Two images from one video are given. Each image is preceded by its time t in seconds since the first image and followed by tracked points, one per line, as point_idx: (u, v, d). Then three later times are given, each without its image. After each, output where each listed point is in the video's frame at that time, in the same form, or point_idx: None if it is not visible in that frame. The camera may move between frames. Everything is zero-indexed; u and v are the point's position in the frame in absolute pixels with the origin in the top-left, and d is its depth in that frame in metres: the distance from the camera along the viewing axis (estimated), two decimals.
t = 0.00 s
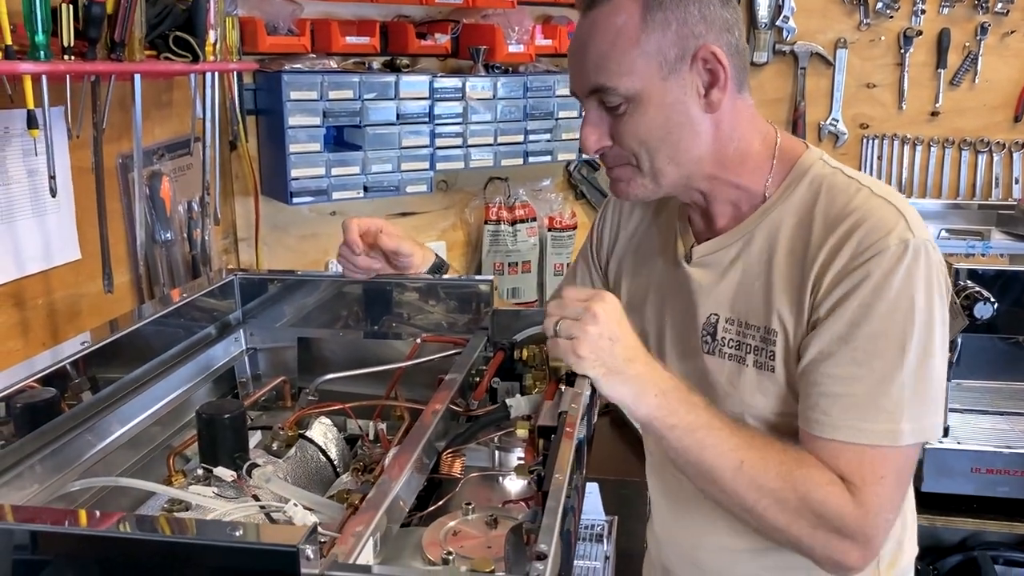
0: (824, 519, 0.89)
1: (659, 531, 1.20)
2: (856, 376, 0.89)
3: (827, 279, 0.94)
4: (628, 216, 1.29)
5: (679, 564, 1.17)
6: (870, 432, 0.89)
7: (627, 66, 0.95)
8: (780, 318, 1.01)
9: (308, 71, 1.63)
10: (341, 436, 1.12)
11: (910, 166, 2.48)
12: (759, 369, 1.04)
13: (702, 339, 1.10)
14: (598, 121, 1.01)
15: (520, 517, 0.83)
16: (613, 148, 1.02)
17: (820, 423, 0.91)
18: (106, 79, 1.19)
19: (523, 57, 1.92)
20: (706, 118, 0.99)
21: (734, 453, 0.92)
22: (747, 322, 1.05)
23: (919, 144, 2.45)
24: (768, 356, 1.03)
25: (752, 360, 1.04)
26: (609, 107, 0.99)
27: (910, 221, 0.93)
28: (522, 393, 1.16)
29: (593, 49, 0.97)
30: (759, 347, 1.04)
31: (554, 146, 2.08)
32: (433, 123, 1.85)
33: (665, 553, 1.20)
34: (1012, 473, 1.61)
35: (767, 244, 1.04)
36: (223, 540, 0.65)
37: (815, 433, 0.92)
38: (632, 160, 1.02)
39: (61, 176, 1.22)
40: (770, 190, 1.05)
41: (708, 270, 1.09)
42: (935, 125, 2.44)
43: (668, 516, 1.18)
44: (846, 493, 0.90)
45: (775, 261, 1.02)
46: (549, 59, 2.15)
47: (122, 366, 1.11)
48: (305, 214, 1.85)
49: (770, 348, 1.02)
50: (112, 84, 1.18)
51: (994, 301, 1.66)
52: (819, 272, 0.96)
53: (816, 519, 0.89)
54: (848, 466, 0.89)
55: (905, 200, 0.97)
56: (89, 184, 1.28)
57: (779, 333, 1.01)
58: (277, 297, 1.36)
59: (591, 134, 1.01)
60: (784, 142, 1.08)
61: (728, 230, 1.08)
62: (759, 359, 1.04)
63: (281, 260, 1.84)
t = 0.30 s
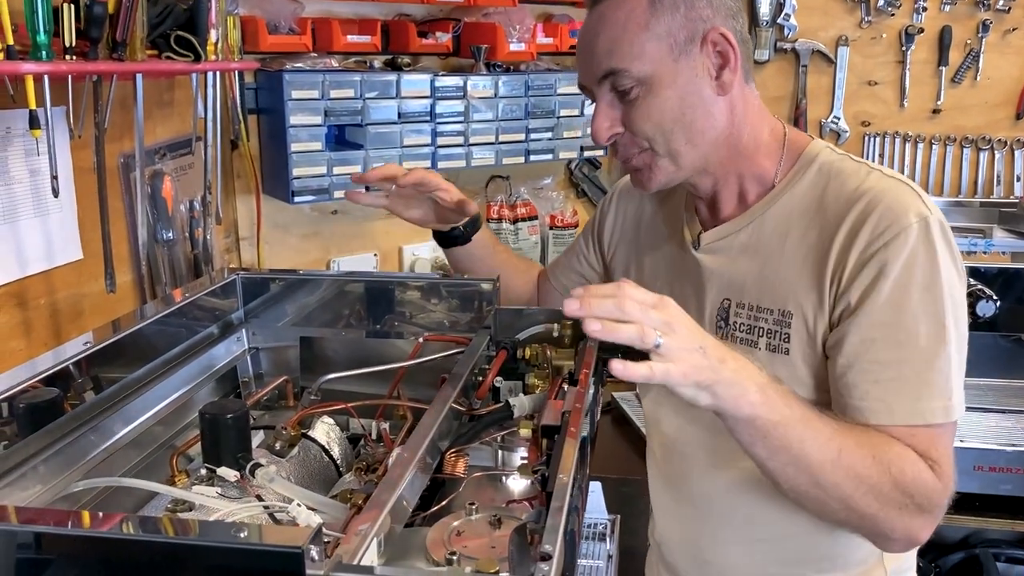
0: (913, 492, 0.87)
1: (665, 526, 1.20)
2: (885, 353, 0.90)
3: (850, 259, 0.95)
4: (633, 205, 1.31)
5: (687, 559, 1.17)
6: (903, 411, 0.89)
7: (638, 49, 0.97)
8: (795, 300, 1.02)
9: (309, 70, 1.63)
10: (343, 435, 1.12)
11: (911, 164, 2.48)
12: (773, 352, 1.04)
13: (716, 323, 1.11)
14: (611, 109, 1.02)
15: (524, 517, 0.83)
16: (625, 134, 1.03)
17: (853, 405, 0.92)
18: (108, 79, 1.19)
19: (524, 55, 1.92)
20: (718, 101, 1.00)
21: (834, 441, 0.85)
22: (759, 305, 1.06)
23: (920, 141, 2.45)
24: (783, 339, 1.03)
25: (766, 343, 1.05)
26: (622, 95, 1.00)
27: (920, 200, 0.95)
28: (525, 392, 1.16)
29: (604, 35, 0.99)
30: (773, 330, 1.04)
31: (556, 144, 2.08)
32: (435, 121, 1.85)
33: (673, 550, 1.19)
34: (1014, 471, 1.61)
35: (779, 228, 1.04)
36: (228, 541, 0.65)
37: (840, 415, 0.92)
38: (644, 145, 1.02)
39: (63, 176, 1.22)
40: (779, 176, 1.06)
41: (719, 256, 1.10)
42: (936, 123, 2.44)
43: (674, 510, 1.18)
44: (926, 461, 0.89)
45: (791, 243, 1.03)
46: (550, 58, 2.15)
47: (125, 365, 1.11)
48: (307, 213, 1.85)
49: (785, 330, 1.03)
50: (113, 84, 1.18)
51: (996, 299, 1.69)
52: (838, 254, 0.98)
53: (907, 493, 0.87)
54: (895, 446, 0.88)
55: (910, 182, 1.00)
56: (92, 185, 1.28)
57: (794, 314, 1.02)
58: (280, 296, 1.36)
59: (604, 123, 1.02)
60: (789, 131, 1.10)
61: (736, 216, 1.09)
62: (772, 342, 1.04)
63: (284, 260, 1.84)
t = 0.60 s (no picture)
0: (917, 485, 0.88)
1: (667, 524, 1.20)
2: (893, 350, 0.90)
3: (859, 256, 0.96)
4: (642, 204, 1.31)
5: (691, 557, 1.17)
6: (911, 408, 0.90)
7: (654, 45, 0.98)
8: (803, 297, 1.02)
9: (310, 72, 1.63)
10: (345, 436, 1.12)
11: (911, 163, 2.48)
12: (779, 349, 1.04)
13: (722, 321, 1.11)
14: (624, 105, 1.02)
15: (525, 517, 0.83)
16: (636, 132, 1.03)
17: (861, 402, 0.92)
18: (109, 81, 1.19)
19: (525, 57, 1.93)
20: (730, 101, 1.02)
21: (839, 429, 0.86)
22: (766, 302, 1.06)
23: (920, 141, 2.45)
24: (790, 336, 1.03)
25: (773, 339, 1.05)
26: (636, 91, 1.01)
27: (929, 199, 0.96)
28: (526, 392, 1.16)
29: (619, 31, 0.99)
30: (781, 327, 1.04)
31: (557, 144, 2.08)
32: (436, 122, 1.85)
33: (676, 549, 1.19)
34: (1014, 470, 1.62)
35: (787, 226, 1.05)
36: (232, 542, 0.65)
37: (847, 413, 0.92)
38: (655, 143, 1.03)
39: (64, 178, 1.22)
40: (787, 176, 1.07)
41: (726, 253, 1.10)
42: (936, 122, 2.44)
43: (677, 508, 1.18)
44: (932, 456, 0.90)
45: (799, 241, 1.03)
46: (550, 58, 2.15)
47: (128, 367, 1.11)
48: (308, 214, 1.86)
49: (793, 327, 1.03)
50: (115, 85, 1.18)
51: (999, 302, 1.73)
52: (846, 252, 0.98)
53: (910, 485, 0.88)
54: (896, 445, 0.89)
55: (918, 182, 1.00)
56: (94, 187, 1.28)
57: (802, 311, 1.02)
58: (281, 297, 1.36)
59: (616, 118, 1.02)
60: (797, 132, 1.10)
61: (742, 215, 1.09)
62: (779, 339, 1.04)
63: (285, 260, 1.84)
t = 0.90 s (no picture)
0: (925, 488, 0.89)
1: (673, 525, 1.20)
2: (910, 353, 0.91)
3: (875, 260, 0.96)
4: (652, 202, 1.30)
5: (695, 559, 1.17)
6: (929, 410, 0.90)
7: (680, 38, 0.97)
8: (818, 299, 1.02)
9: (312, 75, 1.63)
10: (348, 438, 1.13)
11: (911, 165, 2.49)
12: (794, 351, 1.05)
13: (735, 323, 1.11)
14: (646, 98, 1.02)
15: (529, 519, 0.84)
16: (658, 125, 1.02)
17: (876, 405, 0.93)
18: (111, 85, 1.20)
19: (527, 58, 1.92)
20: (753, 97, 1.02)
21: (845, 441, 0.88)
22: (780, 304, 1.06)
23: (920, 142, 2.46)
24: (805, 338, 1.03)
25: (787, 342, 1.05)
26: (659, 84, 1.00)
27: (944, 204, 0.96)
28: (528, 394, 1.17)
29: (645, 22, 0.98)
30: (795, 329, 1.04)
31: (557, 146, 2.09)
32: (437, 125, 1.85)
33: (684, 551, 1.19)
34: (1015, 471, 1.62)
35: (802, 229, 1.05)
36: (237, 545, 0.66)
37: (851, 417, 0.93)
38: (677, 136, 1.02)
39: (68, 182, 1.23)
40: (799, 177, 1.07)
41: (738, 256, 1.10)
42: (936, 124, 2.45)
43: (681, 509, 1.19)
44: (938, 460, 0.91)
45: (814, 244, 1.04)
46: (551, 61, 2.16)
47: (130, 370, 1.11)
48: (310, 216, 1.86)
49: (807, 330, 1.03)
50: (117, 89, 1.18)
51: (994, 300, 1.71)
52: (861, 256, 0.98)
53: (918, 489, 0.89)
54: (896, 446, 0.90)
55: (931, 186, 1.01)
56: (97, 190, 1.29)
57: (817, 314, 1.02)
58: (284, 299, 1.37)
59: (639, 110, 1.02)
60: (809, 135, 1.10)
61: (756, 217, 1.09)
62: (794, 341, 1.04)
63: (286, 262, 1.85)
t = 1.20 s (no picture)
0: (907, 491, 0.89)
1: (677, 527, 1.20)
2: (901, 343, 0.91)
3: (879, 253, 0.96)
4: (658, 192, 1.29)
5: (695, 560, 1.18)
6: (908, 402, 0.89)
7: (705, 33, 0.97)
8: (825, 294, 1.01)
9: (311, 76, 1.64)
10: (348, 439, 1.14)
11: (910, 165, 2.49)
12: (800, 347, 1.03)
13: (743, 319, 1.09)
14: (670, 92, 1.02)
15: (528, 519, 0.84)
16: (681, 119, 1.02)
17: (859, 393, 0.92)
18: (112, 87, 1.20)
19: (525, 60, 1.93)
20: (774, 93, 1.03)
21: (817, 440, 0.89)
22: (787, 300, 1.04)
23: (919, 142, 2.46)
24: (812, 334, 1.02)
25: (793, 338, 1.03)
26: (682, 78, 1.00)
27: (951, 204, 0.96)
28: (528, 395, 1.17)
29: (669, 17, 0.99)
30: (802, 324, 1.02)
31: (557, 147, 2.09)
32: (436, 126, 1.86)
33: (687, 552, 1.19)
34: (1014, 470, 1.62)
35: (810, 225, 1.04)
36: (237, 545, 0.66)
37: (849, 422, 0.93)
38: (700, 131, 1.02)
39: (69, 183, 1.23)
40: (810, 175, 1.06)
41: (747, 253, 1.10)
42: (934, 124, 2.45)
43: (684, 510, 1.19)
44: (896, 452, 0.89)
45: (821, 240, 1.03)
46: (550, 62, 2.17)
47: (130, 371, 1.12)
48: (309, 217, 1.87)
49: (815, 325, 1.01)
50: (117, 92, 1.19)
51: (993, 301, 1.71)
52: (865, 250, 0.98)
53: (901, 491, 0.89)
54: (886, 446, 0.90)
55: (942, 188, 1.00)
56: (97, 192, 1.29)
57: (824, 309, 1.01)
58: (283, 300, 1.37)
59: (662, 104, 1.02)
60: (820, 135, 1.10)
61: (768, 214, 1.09)
62: (800, 337, 1.03)
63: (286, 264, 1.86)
